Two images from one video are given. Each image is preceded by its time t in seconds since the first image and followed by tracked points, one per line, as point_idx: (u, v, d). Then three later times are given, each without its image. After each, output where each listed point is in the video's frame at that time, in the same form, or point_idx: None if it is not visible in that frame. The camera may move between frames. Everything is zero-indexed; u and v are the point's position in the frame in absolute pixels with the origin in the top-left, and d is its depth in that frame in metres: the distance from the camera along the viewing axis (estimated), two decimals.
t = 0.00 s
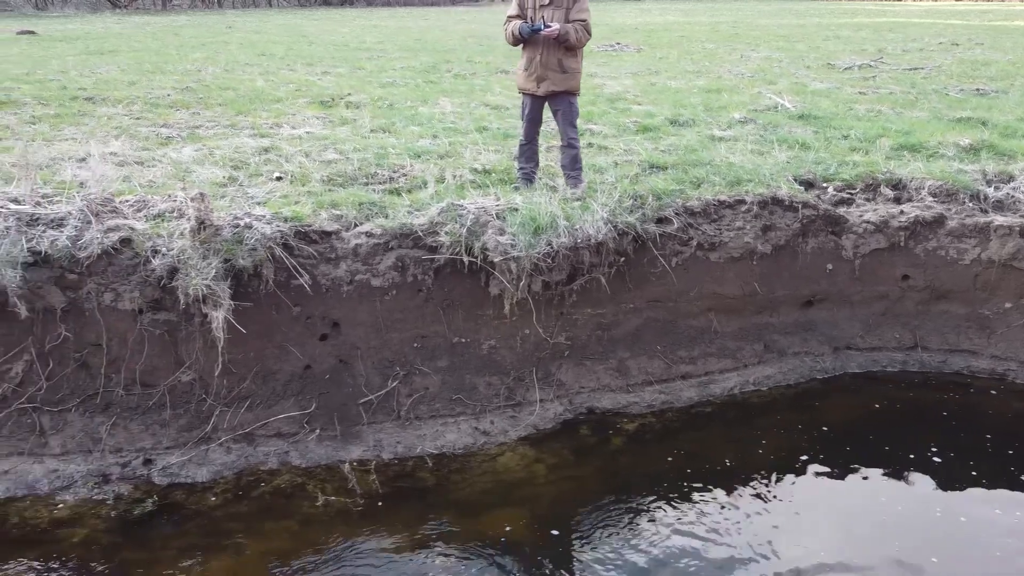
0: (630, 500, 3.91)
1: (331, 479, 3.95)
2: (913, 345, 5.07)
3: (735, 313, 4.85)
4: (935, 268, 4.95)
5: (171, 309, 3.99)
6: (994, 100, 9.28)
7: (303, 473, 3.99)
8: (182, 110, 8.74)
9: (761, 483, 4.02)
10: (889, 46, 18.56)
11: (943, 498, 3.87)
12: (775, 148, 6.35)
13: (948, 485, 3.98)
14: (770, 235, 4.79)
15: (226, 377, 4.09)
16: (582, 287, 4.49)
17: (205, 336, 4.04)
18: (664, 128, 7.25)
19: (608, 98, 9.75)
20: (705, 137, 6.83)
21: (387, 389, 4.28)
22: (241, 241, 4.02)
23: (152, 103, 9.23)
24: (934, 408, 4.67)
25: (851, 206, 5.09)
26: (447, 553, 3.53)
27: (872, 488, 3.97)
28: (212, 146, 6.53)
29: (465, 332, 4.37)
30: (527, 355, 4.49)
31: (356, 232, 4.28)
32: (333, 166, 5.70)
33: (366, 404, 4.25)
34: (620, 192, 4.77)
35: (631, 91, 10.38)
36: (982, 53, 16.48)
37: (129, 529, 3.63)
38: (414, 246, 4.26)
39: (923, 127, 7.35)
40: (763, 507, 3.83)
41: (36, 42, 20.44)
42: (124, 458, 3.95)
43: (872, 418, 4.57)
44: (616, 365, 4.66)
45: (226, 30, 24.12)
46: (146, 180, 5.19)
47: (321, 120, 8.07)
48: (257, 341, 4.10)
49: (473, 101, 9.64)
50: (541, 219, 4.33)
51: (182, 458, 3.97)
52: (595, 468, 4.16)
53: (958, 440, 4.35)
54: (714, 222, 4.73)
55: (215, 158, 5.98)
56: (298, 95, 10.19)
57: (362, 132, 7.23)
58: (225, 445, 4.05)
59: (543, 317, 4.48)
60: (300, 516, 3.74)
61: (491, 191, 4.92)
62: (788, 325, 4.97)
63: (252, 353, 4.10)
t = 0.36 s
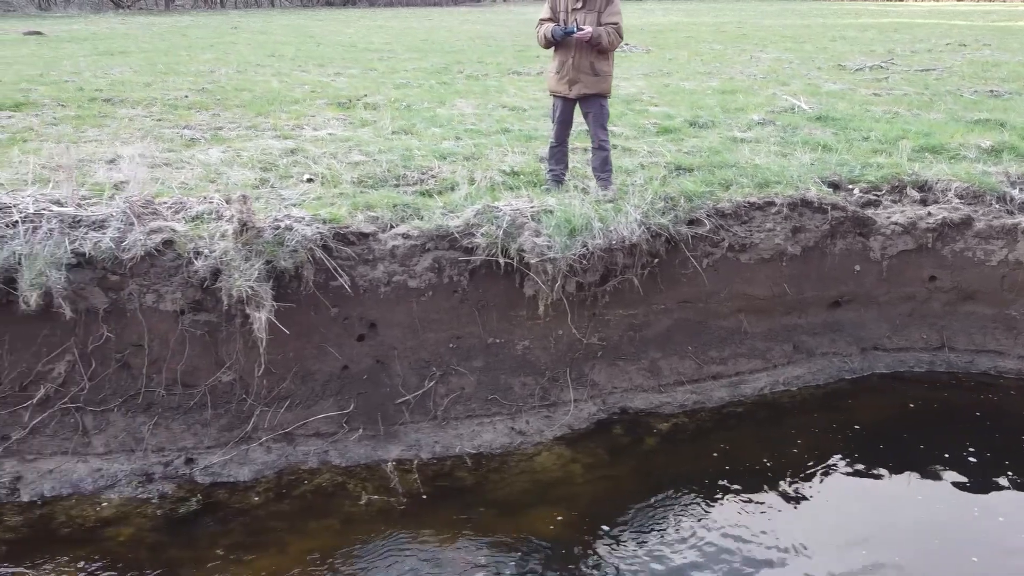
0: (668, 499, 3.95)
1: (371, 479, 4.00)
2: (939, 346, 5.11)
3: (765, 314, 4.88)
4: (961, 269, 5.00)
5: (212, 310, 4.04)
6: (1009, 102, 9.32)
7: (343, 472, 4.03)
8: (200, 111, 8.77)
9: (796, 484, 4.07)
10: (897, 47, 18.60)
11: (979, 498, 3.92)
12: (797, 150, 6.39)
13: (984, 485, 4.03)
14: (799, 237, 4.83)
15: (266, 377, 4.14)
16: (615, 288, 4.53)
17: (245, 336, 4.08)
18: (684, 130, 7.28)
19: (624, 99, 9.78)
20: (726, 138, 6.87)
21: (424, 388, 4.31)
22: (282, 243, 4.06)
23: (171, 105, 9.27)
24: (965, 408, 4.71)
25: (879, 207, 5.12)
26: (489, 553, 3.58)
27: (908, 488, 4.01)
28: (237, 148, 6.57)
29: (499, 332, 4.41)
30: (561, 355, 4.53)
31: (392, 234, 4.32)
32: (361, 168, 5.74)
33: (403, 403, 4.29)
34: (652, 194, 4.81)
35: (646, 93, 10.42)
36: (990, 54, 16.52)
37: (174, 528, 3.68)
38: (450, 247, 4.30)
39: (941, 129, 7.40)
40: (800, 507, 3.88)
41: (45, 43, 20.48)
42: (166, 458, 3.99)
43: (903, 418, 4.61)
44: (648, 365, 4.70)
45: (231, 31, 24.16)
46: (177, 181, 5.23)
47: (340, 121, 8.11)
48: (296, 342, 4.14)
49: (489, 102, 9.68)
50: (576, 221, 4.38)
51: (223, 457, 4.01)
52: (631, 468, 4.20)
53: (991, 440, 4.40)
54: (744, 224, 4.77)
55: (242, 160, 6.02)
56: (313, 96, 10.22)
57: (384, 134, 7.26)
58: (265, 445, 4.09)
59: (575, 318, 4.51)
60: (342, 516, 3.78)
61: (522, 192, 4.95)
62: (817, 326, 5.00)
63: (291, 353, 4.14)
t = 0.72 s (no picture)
0: (705, 498, 3.99)
1: (411, 478, 4.04)
2: (967, 346, 5.15)
3: (795, 315, 4.92)
4: (990, 271, 5.03)
5: (253, 311, 4.09)
6: None
7: (383, 472, 4.08)
8: (221, 112, 8.81)
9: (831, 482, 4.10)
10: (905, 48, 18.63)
11: (1015, 497, 3.95)
12: (821, 152, 6.43)
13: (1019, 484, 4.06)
14: (829, 238, 4.87)
15: (306, 378, 4.17)
16: (648, 289, 4.56)
17: (285, 337, 4.13)
18: (706, 132, 7.32)
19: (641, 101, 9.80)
20: (748, 140, 6.91)
21: (462, 389, 4.35)
22: (323, 244, 4.10)
23: (190, 106, 9.31)
24: (995, 409, 4.75)
25: (906, 209, 5.16)
26: (532, 551, 3.62)
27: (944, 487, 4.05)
28: (263, 150, 6.61)
29: (535, 333, 4.44)
30: (595, 356, 4.56)
31: (429, 235, 4.36)
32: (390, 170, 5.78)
33: (441, 404, 4.33)
34: (684, 196, 4.85)
35: (661, 94, 10.44)
36: (1000, 55, 16.55)
37: (219, 527, 3.72)
38: (486, 249, 4.34)
39: (962, 131, 7.43)
40: (837, 504, 3.92)
41: (55, 44, 20.53)
42: (208, 457, 4.04)
43: (934, 419, 4.65)
44: (681, 366, 4.73)
45: (238, 31, 24.20)
46: (210, 183, 5.27)
47: (361, 122, 8.15)
48: (336, 343, 4.18)
49: (505, 103, 9.70)
50: (611, 223, 4.42)
51: (265, 457, 4.06)
52: (667, 467, 4.24)
53: None
54: (775, 226, 4.81)
55: (271, 161, 6.07)
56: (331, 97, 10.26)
57: (407, 136, 7.30)
58: (306, 445, 4.14)
59: (609, 320, 4.54)
60: (385, 515, 3.83)
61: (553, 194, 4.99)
62: (846, 327, 5.04)
63: (330, 354, 4.18)
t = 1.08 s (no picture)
0: (745, 499, 4.02)
1: (453, 479, 4.07)
2: (998, 348, 5.17)
3: (827, 317, 4.93)
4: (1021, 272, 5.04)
5: (296, 313, 4.11)
6: None
7: (425, 473, 4.11)
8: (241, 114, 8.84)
9: (870, 482, 4.13)
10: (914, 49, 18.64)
11: None
12: (846, 154, 6.45)
13: None
14: (862, 241, 4.89)
15: (347, 379, 4.20)
16: (684, 291, 4.57)
17: (327, 339, 4.14)
18: (728, 133, 7.34)
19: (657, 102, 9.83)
20: (772, 142, 6.93)
21: (501, 390, 4.37)
22: (366, 247, 4.12)
23: (209, 107, 9.34)
24: None
25: (937, 211, 5.18)
26: (577, 551, 3.65)
27: (983, 487, 4.08)
28: (289, 151, 6.64)
29: (572, 335, 4.45)
30: (632, 358, 4.57)
31: (468, 237, 4.38)
32: (420, 172, 5.80)
33: (481, 405, 4.35)
34: (718, 199, 4.88)
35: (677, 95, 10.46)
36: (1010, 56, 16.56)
37: (266, 527, 3.75)
38: (524, 251, 4.36)
39: (983, 133, 7.45)
40: (877, 504, 3.95)
41: (64, 44, 20.56)
42: (252, 458, 4.07)
43: (968, 420, 4.68)
44: (715, 367, 4.75)
45: (245, 31, 24.24)
46: (244, 184, 5.30)
47: (382, 123, 8.17)
48: (377, 345, 4.20)
49: (523, 104, 9.72)
50: (649, 225, 4.44)
51: (309, 458, 4.09)
52: (705, 468, 4.26)
53: None
54: (809, 228, 4.83)
55: (299, 163, 6.09)
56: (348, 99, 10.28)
57: (430, 137, 7.32)
58: (348, 446, 4.17)
59: (644, 322, 4.54)
60: (429, 515, 3.86)
61: (586, 196, 5.01)
62: (877, 329, 5.04)
63: (371, 356, 4.20)
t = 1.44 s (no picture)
0: (787, 499, 4.04)
1: (496, 480, 4.09)
2: None
3: (861, 318, 4.95)
4: None
5: (338, 314, 4.13)
6: None
7: (468, 474, 4.12)
8: (261, 115, 8.85)
9: (910, 483, 4.15)
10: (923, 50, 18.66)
11: None
12: (872, 156, 6.46)
13: None
14: (896, 242, 4.90)
15: (389, 381, 4.22)
16: (721, 292, 4.59)
17: (369, 341, 4.17)
18: (751, 135, 7.36)
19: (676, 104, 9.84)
20: (796, 144, 6.94)
21: (540, 392, 4.39)
22: (409, 249, 4.16)
23: (229, 108, 9.36)
24: None
25: (968, 213, 5.20)
26: (623, 552, 3.67)
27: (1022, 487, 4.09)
28: (316, 152, 6.65)
29: (609, 336, 4.47)
30: (668, 359, 4.59)
31: (507, 240, 4.40)
32: (450, 173, 5.82)
33: (521, 406, 4.36)
34: (752, 200, 4.90)
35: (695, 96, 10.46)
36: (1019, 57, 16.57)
37: (312, 528, 3.77)
38: (563, 253, 4.38)
39: (1006, 135, 7.46)
40: (918, 505, 3.96)
41: (72, 45, 20.61)
42: (295, 459, 4.09)
43: (1003, 421, 4.68)
44: (751, 368, 4.77)
45: (251, 32, 24.27)
46: (277, 186, 5.31)
47: (404, 125, 8.19)
48: (417, 346, 4.22)
49: (542, 106, 9.73)
50: (687, 227, 4.47)
51: (352, 459, 4.11)
52: (744, 469, 4.28)
53: None
54: (844, 230, 4.85)
55: (328, 164, 6.11)
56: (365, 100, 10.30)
57: (454, 138, 7.34)
58: (390, 447, 4.19)
59: (682, 323, 4.57)
60: (473, 517, 3.87)
61: (619, 198, 5.03)
62: (909, 330, 5.06)
63: (412, 357, 4.22)
